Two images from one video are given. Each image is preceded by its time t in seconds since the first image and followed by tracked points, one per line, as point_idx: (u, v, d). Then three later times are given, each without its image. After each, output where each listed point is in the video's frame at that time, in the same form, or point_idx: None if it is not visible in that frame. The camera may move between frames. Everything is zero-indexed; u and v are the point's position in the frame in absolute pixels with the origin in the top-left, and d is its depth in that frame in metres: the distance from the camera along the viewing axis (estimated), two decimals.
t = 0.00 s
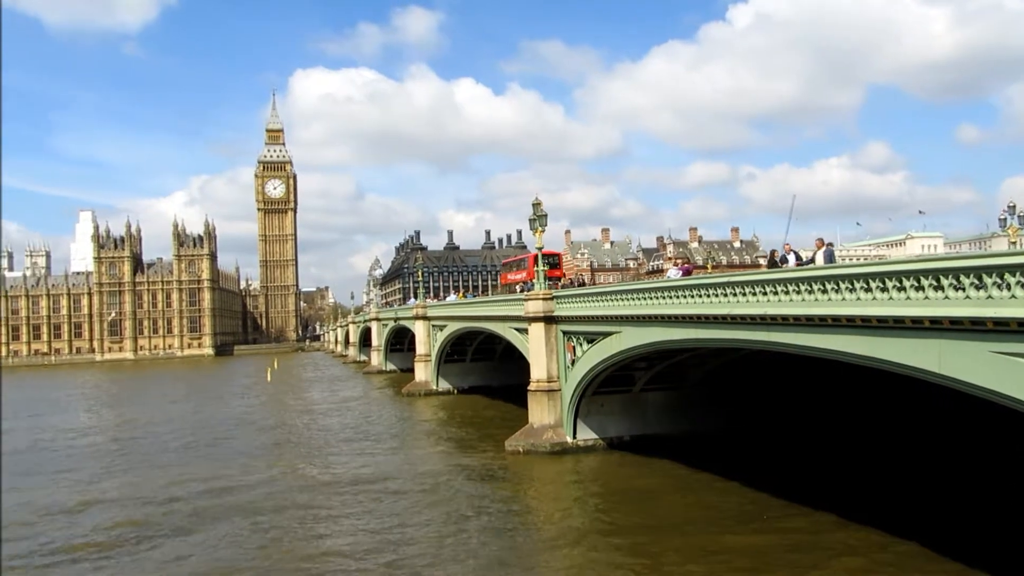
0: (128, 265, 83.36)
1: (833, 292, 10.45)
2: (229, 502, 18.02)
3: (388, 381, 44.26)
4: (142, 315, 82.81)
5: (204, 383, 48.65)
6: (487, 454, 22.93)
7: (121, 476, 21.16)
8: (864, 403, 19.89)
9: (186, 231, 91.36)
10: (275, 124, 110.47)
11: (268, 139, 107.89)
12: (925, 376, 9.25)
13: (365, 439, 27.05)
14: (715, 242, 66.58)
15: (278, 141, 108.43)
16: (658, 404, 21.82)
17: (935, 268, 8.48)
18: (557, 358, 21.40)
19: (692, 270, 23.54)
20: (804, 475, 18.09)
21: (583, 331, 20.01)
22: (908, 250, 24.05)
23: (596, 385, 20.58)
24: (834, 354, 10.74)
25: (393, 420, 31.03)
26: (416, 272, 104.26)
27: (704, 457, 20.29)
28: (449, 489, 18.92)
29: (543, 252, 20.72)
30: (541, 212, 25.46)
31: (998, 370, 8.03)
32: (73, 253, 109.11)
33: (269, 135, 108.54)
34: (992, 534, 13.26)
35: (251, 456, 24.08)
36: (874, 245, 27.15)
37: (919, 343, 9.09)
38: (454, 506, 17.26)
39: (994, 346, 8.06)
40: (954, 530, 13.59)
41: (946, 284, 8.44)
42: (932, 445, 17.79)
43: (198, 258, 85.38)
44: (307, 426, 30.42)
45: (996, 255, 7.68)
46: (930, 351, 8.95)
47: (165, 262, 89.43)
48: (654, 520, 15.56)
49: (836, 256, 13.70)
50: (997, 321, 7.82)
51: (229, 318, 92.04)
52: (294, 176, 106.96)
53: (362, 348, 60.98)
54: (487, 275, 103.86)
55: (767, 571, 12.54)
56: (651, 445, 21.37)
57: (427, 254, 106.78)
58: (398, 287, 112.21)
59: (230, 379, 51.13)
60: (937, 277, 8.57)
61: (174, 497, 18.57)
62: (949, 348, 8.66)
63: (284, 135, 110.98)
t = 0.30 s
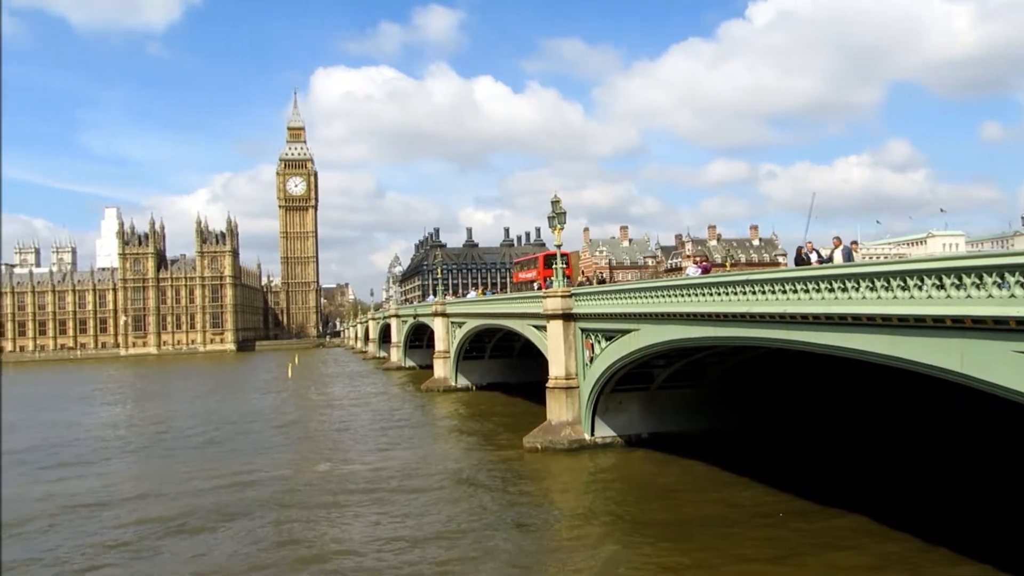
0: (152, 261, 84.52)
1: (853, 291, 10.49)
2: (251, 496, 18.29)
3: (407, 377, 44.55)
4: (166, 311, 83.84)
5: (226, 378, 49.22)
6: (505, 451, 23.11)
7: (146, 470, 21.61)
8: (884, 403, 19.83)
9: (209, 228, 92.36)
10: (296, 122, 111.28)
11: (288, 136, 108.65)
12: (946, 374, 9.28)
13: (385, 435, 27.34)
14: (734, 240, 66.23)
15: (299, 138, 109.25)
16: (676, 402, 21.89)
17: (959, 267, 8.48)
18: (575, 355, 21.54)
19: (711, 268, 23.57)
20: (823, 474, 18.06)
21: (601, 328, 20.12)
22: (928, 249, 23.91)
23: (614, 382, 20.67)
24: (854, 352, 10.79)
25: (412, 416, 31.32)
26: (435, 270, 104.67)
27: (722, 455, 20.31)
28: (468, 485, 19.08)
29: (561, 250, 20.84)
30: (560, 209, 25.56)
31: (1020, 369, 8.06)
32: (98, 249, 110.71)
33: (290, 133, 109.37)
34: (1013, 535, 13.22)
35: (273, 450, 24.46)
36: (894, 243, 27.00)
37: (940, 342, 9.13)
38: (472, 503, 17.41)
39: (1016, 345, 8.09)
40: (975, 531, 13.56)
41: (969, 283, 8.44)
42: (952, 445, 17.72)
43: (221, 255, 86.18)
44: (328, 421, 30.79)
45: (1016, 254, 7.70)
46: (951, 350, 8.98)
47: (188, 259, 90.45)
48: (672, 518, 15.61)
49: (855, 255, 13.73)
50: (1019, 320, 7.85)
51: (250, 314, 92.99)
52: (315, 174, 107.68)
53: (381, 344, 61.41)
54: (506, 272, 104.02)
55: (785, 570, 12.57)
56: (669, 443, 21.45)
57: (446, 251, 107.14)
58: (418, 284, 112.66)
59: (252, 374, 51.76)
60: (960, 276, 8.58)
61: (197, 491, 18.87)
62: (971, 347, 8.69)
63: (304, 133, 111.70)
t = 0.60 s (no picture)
0: (176, 260, 85.65)
1: (876, 288, 10.48)
2: (275, 494, 18.57)
3: (428, 375, 44.83)
4: (190, 310, 84.88)
5: (250, 375, 49.89)
6: (525, 448, 23.24)
7: (173, 467, 22.02)
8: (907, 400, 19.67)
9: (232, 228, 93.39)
10: (318, 122, 112.12)
11: (310, 137, 109.53)
12: (971, 372, 9.26)
13: (406, 433, 27.59)
14: (754, 237, 65.80)
15: (320, 138, 110.10)
16: (695, 400, 21.91)
17: (983, 263, 8.45)
18: (595, 352, 21.62)
19: (731, 265, 23.52)
20: (844, 472, 17.98)
21: (621, 326, 20.16)
22: (950, 245, 23.67)
23: (633, 380, 20.72)
24: (877, 350, 10.78)
25: (433, 413, 31.55)
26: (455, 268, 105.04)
27: (741, 453, 20.31)
28: (489, 482, 19.23)
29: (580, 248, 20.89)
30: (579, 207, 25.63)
31: None
32: (124, 249, 112.46)
33: (312, 133, 110.25)
34: None
35: (296, 448, 24.78)
36: (916, 239, 26.76)
37: (964, 340, 9.11)
38: (492, 500, 17.56)
39: None
40: (998, 530, 13.47)
41: (993, 279, 8.41)
42: (1000, 448, 16.93)
43: (244, 254, 87.09)
44: (350, 418, 31.11)
45: None
46: (976, 347, 8.96)
47: (211, 258, 91.48)
48: (692, 516, 15.64)
49: (878, 252, 13.68)
50: None
51: (273, 313, 93.90)
52: (336, 173, 108.47)
53: (402, 343, 61.84)
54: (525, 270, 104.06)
55: (804, 569, 12.56)
56: (689, 440, 21.48)
57: (466, 250, 107.42)
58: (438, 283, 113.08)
59: (275, 372, 52.36)
60: (983, 271, 8.56)
61: (222, 488, 19.22)
62: (996, 344, 8.67)
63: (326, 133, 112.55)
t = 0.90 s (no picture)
0: (208, 259, 87.01)
1: (906, 286, 10.42)
2: (305, 490, 18.89)
3: (454, 373, 45.10)
4: (222, 307, 86.21)
5: (280, 373, 50.55)
6: (551, 447, 23.36)
7: (206, 463, 22.51)
8: (936, 400, 19.44)
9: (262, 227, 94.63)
10: (346, 122, 113.11)
11: (338, 136, 110.55)
12: (1002, 371, 9.19)
13: (433, 430, 27.85)
14: (782, 235, 65.14)
15: (349, 138, 111.07)
16: (723, 398, 21.90)
17: (1015, 261, 8.39)
18: (621, 351, 21.65)
19: (759, 263, 23.36)
20: (872, 472, 17.85)
21: (647, 324, 20.18)
22: (983, 243, 23.32)
23: (660, 378, 20.73)
24: (908, 348, 10.70)
25: (460, 411, 31.80)
26: (482, 266, 105.35)
27: (768, 452, 20.26)
28: (515, 480, 19.38)
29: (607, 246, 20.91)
30: (605, 206, 25.66)
31: None
32: (158, 248, 114.52)
33: (340, 132, 111.28)
34: None
35: (325, 445, 25.13)
36: (947, 237, 26.37)
37: (996, 338, 9.04)
38: (518, 498, 17.72)
39: None
40: None
41: None
42: None
43: (274, 252, 88.16)
44: (378, 416, 31.46)
45: None
46: (1008, 346, 8.90)
47: (243, 256, 92.72)
48: (717, 516, 15.64)
49: (911, 250, 13.54)
50: None
51: (302, 311, 95.00)
52: (365, 173, 109.37)
53: (429, 341, 62.21)
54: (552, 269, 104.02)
55: (830, 569, 12.52)
56: (717, 439, 21.47)
57: (492, 249, 107.66)
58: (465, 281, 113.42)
59: (305, 370, 53.00)
60: (1015, 269, 8.50)
61: (254, 484, 19.60)
62: None
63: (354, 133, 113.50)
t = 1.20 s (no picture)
0: (241, 261, 88.35)
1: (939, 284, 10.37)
2: (337, 490, 19.23)
3: (484, 373, 45.38)
4: (254, 308, 87.50)
5: (312, 373, 51.22)
6: (579, 446, 23.48)
7: (241, 462, 23.01)
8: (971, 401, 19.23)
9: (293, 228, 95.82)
10: (375, 124, 114.06)
11: (367, 138, 111.54)
12: None
13: (462, 429, 28.11)
14: (812, 232, 64.44)
15: (377, 140, 112.00)
16: (752, 397, 21.87)
17: None
18: (649, 350, 21.68)
19: (788, 261, 23.24)
20: (904, 471, 17.72)
21: (675, 323, 20.19)
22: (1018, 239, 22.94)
23: (689, 377, 20.73)
24: (941, 346, 10.65)
25: (488, 411, 32.02)
26: (510, 266, 105.58)
27: (798, 452, 20.19)
28: (544, 480, 19.54)
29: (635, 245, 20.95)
30: (633, 205, 25.69)
31: None
32: (192, 250, 116.62)
33: (369, 134, 112.27)
34: None
35: (356, 444, 25.54)
36: (981, 233, 25.97)
37: None
38: (547, 497, 17.89)
39: None
40: None
41: None
42: None
43: (304, 254, 89.21)
44: (408, 415, 31.80)
45: None
46: None
47: (274, 258, 93.94)
48: (744, 515, 15.67)
49: (944, 246, 13.43)
50: None
51: (333, 311, 96.05)
52: (393, 174, 110.26)
53: (458, 341, 62.57)
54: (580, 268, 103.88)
55: (858, 570, 12.50)
56: (746, 439, 21.45)
57: (520, 248, 107.85)
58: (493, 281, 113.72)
59: (336, 369, 53.62)
60: None
61: (287, 483, 20.01)
62: None
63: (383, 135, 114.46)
